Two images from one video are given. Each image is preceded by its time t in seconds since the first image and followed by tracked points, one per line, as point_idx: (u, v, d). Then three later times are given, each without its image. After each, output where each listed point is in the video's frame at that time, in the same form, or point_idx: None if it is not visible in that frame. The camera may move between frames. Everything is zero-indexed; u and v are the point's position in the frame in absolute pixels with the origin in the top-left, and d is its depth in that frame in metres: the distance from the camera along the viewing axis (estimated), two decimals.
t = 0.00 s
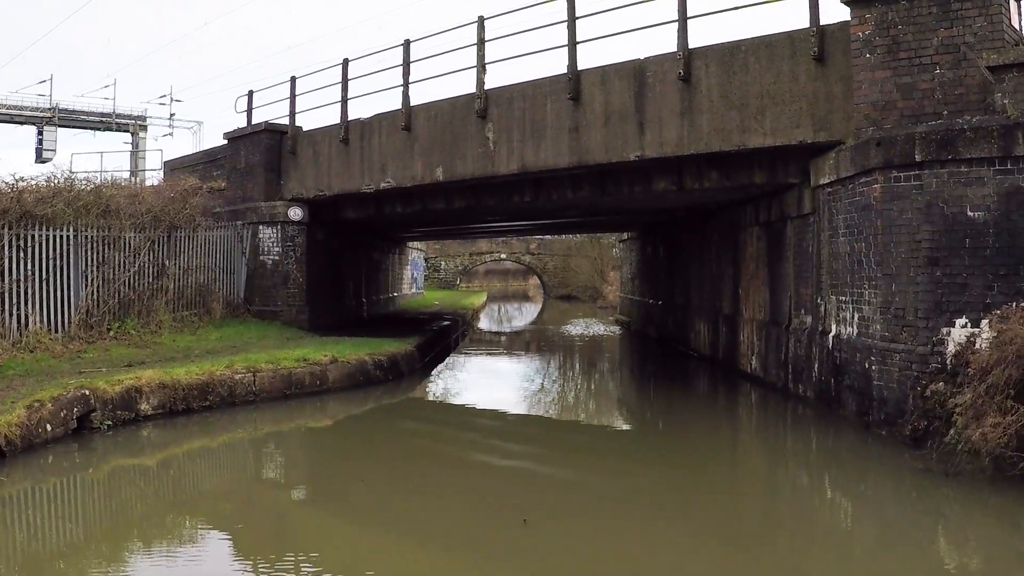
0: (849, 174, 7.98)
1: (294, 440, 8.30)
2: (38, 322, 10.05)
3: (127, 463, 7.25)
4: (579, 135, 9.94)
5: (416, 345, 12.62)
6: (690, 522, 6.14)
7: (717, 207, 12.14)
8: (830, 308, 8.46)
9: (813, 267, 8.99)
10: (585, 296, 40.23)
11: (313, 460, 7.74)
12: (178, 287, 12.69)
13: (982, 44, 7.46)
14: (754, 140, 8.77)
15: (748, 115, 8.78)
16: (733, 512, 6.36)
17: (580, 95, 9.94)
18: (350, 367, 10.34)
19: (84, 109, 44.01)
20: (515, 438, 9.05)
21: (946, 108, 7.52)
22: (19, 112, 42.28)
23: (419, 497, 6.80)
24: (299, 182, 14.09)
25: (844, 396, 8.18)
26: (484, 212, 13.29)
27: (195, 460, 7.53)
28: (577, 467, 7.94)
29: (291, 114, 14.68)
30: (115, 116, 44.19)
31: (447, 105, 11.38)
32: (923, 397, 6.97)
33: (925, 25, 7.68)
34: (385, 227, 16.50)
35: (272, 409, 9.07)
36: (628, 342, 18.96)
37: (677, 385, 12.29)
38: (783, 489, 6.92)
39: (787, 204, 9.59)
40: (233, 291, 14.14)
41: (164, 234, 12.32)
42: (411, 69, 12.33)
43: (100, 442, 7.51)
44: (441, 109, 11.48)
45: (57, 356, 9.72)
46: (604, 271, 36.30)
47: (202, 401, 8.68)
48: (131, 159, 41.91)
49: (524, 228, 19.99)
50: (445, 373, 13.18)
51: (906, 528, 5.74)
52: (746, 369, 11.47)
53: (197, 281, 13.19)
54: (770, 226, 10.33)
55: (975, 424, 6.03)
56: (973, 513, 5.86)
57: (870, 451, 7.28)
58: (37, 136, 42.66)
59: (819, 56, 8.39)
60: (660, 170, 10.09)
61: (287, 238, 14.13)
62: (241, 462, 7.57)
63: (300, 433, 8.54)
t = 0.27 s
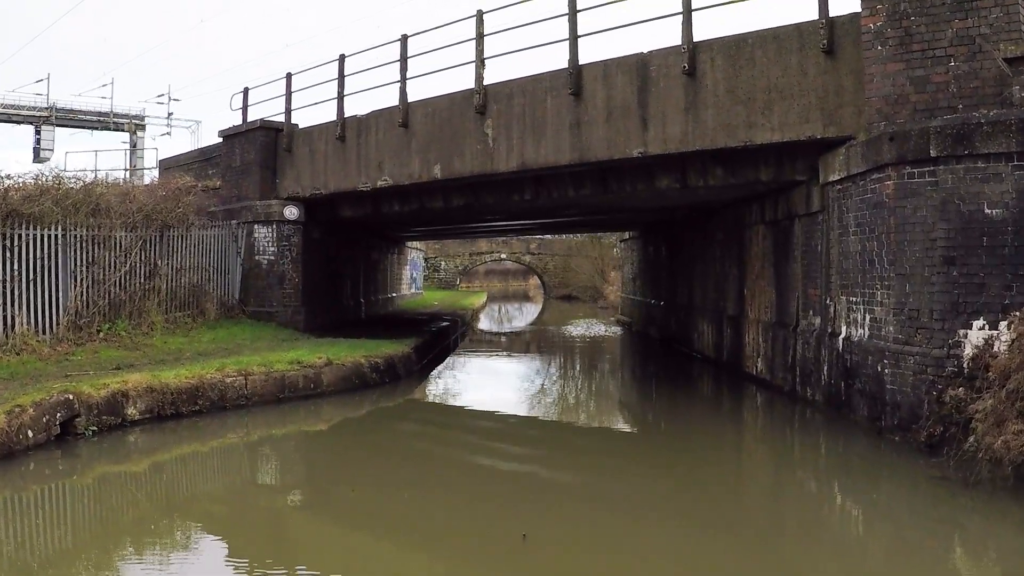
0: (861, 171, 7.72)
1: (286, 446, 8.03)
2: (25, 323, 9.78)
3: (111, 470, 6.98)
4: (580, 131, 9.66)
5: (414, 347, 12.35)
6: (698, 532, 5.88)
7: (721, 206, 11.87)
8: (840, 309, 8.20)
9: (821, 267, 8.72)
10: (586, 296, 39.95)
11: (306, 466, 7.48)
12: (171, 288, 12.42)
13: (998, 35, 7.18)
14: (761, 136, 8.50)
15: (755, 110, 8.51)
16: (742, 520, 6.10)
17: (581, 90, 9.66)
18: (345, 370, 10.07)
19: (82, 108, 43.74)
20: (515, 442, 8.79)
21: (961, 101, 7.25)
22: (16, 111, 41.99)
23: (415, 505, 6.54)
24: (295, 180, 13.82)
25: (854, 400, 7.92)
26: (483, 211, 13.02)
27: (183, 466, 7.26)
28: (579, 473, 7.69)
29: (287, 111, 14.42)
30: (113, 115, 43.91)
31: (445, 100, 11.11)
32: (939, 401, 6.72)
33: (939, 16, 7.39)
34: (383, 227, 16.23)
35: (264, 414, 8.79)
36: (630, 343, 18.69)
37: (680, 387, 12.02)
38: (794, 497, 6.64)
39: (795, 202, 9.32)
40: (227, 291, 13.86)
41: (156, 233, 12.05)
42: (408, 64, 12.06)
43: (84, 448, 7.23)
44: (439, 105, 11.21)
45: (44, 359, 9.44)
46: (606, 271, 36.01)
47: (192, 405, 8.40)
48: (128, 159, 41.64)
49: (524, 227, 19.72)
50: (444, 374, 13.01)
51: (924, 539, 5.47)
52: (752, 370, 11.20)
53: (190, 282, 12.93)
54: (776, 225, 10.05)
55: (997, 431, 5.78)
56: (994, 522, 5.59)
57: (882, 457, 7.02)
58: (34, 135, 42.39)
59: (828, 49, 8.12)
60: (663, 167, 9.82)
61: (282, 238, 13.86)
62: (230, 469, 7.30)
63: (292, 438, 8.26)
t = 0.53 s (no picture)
0: (873, 167, 7.46)
1: (277, 451, 7.75)
2: (10, 324, 9.51)
3: (94, 477, 6.70)
4: (582, 127, 9.38)
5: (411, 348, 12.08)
6: (706, 540, 5.62)
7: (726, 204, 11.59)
8: (851, 309, 7.94)
9: (831, 267, 8.45)
10: (587, 296, 39.67)
11: (298, 472, 7.22)
12: (162, 288, 12.15)
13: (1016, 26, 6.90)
14: (768, 131, 8.23)
15: (762, 104, 8.24)
16: (751, 528, 5.85)
17: (583, 85, 9.39)
18: (340, 372, 9.79)
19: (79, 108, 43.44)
20: (515, 446, 8.55)
21: (977, 95, 6.98)
22: (13, 110, 41.71)
23: (411, 511, 6.30)
24: (290, 178, 13.55)
25: (865, 404, 7.66)
26: (482, 209, 12.74)
27: (169, 473, 6.98)
28: (581, 477, 7.46)
29: (282, 108, 14.15)
30: (110, 114, 43.61)
31: (443, 96, 10.84)
32: (956, 406, 6.47)
33: (954, 6, 7.11)
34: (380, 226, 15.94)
35: (256, 418, 8.51)
36: (631, 343, 18.41)
37: (684, 389, 11.75)
38: (804, 504, 6.37)
39: (803, 199, 9.05)
40: (221, 292, 13.59)
41: (147, 232, 11.78)
42: (405, 60, 11.78)
43: (67, 455, 6.96)
44: (436, 101, 10.94)
45: (29, 362, 9.16)
46: (606, 270, 35.73)
47: (180, 410, 8.12)
48: (126, 159, 41.36)
49: (524, 226, 19.44)
50: (442, 375, 12.80)
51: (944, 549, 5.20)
52: (757, 373, 10.92)
53: (183, 282, 12.65)
54: (783, 223, 9.77)
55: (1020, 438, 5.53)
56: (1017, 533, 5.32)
57: (896, 463, 6.76)
58: (31, 135, 42.09)
59: (838, 42, 7.85)
60: (667, 163, 9.54)
61: (277, 237, 13.58)
62: (219, 476, 7.02)
63: (284, 443, 7.99)
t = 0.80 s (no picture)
0: (885, 163, 7.21)
1: (268, 457, 7.48)
2: None
3: (76, 484, 6.43)
4: (583, 122, 9.10)
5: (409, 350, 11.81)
6: (716, 548, 5.37)
7: (731, 202, 11.32)
8: (862, 310, 7.68)
9: (841, 267, 8.18)
10: (588, 296, 39.39)
11: (289, 478, 6.96)
12: (154, 288, 11.88)
13: None
14: (776, 126, 7.96)
15: (770, 99, 7.98)
16: (763, 535, 5.60)
17: (585, 79, 9.12)
18: (334, 375, 9.51)
19: (77, 107, 43.15)
20: (515, 450, 8.30)
21: (994, 88, 6.71)
22: (10, 109, 41.41)
23: (408, 516, 6.07)
24: (285, 176, 13.28)
25: (877, 408, 7.40)
26: (481, 208, 12.47)
27: (155, 480, 6.71)
28: (584, 481, 7.22)
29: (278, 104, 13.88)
30: (108, 113, 43.31)
31: (441, 91, 10.58)
32: (974, 411, 6.24)
33: None
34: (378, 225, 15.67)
35: (247, 423, 8.24)
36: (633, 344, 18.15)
37: (687, 392, 11.48)
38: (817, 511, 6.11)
39: (811, 197, 8.78)
40: (215, 292, 13.31)
41: (138, 231, 11.51)
42: (402, 55, 11.51)
43: (48, 461, 6.69)
44: (434, 96, 10.67)
45: (14, 364, 8.89)
46: (607, 270, 35.44)
47: (169, 414, 7.86)
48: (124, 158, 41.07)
49: (524, 225, 19.19)
50: (441, 377, 12.56)
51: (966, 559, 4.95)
52: (762, 375, 10.66)
53: (176, 282, 12.39)
54: (791, 222, 9.51)
55: None
56: None
57: (911, 469, 6.50)
58: (28, 134, 41.79)
59: (849, 34, 7.58)
60: (671, 160, 9.26)
61: (272, 236, 13.31)
62: (207, 483, 6.75)
63: (275, 448, 7.72)
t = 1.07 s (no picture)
0: (899, 159, 6.94)
1: (259, 463, 7.21)
2: None
3: (56, 493, 6.16)
4: (585, 118, 8.82)
5: (406, 351, 11.54)
6: (727, 558, 5.11)
7: (737, 201, 11.04)
8: (874, 312, 7.41)
9: (852, 267, 7.91)
10: (589, 296, 39.14)
11: (280, 486, 6.71)
12: (145, 288, 11.61)
13: None
14: (785, 121, 7.68)
15: (779, 93, 7.70)
16: (775, 545, 5.34)
17: (586, 73, 8.84)
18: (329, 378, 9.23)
19: (75, 106, 42.85)
20: (517, 456, 8.04)
21: (1014, 81, 6.44)
22: (8, 107, 41.11)
23: (405, 524, 5.82)
24: (281, 174, 13.02)
25: (890, 414, 7.13)
26: (480, 207, 12.20)
27: (140, 488, 6.44)
28: (588, 486, 6.96)
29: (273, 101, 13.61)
30: (106, 111, 43.01)
31: (439, 86, 10.30)
32: (994, 417, 5.97)
33: None
34: (376, 224, 15.39)
35: (237, 428, 7.97)
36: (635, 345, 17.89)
37: (691, 394, 11.21)
38: (831, 520, 5.84)
39: (821, 195, 8.51)
40: (209, 293, 13.03)
41: (129, 230, 11.25)
42: (400, 50, 11.23)
43: (28, 468, 6.42)
44: (432, 92, 10.40)
45: None
46: (608, 270, 35.18)
47: (156, 419, 7.59)
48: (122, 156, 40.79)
49: (525, 225, 18.93)
50: (439, 380, 12.29)
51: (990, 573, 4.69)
52: (769, 378, 10.38)
53: (168, 282, 12.12)
54: (799, 220, 9.23)
55: None
56: None
57: (928, 478, 6.23)
58: (26, 132, 41.49)
59: (861, 26, 7.31)
60: (676, 157, 8.98)
61: (267, 235, 13.05)
62: (194, 492, 6.48)
63: (266, 454, 7.45)
